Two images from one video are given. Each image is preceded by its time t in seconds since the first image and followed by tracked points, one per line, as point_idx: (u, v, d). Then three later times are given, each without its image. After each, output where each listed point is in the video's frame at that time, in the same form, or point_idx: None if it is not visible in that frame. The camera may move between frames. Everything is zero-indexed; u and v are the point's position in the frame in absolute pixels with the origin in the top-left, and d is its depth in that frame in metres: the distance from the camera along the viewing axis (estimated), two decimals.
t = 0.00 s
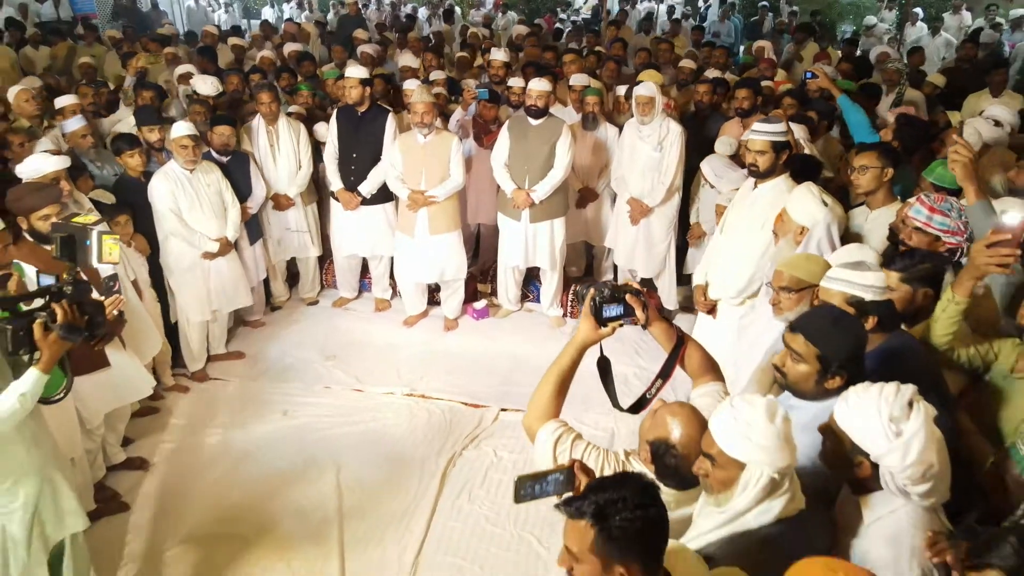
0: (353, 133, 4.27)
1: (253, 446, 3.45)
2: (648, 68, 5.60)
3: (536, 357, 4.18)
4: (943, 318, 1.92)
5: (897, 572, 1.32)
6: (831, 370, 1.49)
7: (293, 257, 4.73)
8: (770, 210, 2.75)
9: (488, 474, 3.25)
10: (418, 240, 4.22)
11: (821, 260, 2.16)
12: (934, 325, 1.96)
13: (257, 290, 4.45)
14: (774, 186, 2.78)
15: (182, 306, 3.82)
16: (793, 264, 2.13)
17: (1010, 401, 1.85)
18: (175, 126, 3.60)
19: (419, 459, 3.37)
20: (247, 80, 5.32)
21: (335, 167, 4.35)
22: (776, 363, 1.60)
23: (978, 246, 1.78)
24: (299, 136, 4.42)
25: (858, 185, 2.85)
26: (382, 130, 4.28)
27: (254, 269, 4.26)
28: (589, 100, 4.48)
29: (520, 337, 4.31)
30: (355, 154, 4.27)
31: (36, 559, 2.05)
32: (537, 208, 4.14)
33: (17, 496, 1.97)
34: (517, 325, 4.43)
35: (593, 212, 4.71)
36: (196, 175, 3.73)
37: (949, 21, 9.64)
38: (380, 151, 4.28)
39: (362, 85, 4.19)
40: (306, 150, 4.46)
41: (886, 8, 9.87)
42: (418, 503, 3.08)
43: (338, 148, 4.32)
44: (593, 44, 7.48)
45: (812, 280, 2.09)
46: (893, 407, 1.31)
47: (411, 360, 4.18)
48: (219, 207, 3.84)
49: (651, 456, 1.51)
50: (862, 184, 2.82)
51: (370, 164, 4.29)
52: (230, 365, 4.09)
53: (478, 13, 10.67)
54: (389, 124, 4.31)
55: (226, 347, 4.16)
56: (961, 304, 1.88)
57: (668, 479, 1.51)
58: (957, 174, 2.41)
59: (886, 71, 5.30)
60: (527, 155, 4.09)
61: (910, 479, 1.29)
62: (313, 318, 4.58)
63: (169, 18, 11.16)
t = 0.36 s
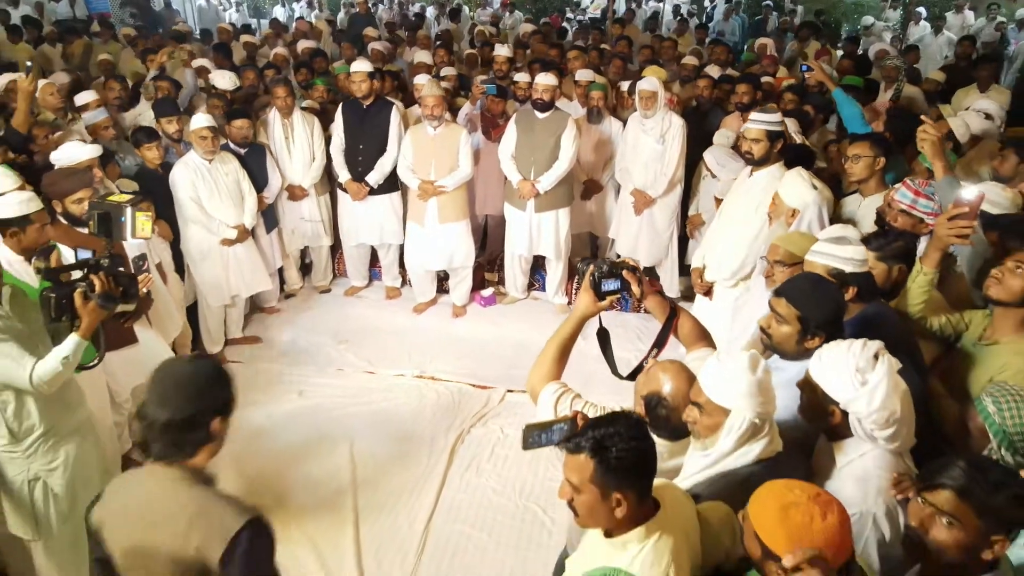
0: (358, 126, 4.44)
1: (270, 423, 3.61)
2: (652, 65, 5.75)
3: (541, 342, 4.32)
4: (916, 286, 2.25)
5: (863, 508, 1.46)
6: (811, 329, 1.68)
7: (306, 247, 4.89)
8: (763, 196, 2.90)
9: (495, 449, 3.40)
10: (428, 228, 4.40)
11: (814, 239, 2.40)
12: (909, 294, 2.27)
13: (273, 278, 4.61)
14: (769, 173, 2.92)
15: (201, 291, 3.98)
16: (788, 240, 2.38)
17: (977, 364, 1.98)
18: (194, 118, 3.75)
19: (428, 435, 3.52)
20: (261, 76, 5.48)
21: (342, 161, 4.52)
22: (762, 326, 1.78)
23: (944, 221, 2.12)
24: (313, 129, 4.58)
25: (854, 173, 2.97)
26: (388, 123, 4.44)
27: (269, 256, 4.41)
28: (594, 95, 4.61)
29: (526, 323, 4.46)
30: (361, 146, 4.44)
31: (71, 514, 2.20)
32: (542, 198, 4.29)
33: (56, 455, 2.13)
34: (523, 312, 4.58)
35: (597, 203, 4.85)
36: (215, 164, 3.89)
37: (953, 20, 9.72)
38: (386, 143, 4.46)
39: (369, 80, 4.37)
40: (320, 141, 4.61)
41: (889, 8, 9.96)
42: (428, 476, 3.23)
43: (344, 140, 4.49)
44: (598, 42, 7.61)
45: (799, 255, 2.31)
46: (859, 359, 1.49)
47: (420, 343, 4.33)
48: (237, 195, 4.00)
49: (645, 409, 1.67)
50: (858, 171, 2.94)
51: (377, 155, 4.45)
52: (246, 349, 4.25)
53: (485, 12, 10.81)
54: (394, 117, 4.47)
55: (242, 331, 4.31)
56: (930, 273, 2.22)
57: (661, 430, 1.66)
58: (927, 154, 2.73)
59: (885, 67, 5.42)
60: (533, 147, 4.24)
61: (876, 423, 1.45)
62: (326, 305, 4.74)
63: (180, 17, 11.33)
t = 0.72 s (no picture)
0: (365, 123, 4.55)
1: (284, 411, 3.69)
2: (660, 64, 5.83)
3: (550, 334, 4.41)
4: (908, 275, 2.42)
5: (856, 480, 1.53)
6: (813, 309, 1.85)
7: (320, 241, 4.99)
8: (766, 191, 2.99)
9: (504, 437, 3.49)
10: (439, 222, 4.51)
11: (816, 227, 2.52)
12: (903, 281, 2.45)
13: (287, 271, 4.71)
14: (774, 168, 3.00)
15: (218, 282, 4.08)
16: (794, 229, 2.47)
17: (970, 348, 2.16)
18: (210, 114, 3.85)
19: (439, 424, 3.61)
20: (276, 74, 5.59)
21: (351, 156, 4.62)
22: (760, 309, 1.95)
23: (932, 211, 2.30)
24: (327, 124, 4.68)
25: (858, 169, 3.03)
26: (394, 118, 4.56)
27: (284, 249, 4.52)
28: (604, 92, 4.69)
29: (535, 316, 4.54)
30: (369, 142, 4.56)
31: (101, 489, 2.28)
32: (551, 193, 4.38)
33: (87, 432, 2.23)
34: (532, 305, 4.67)
35: (606, 199, 4.93)
36: (232, 159, 3.99)
37: (962, 20, 9.74)
38: (393, 139, 4.58)
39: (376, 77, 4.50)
40: (334, 137, 4.72)
41: (898, 8, 9.98)
42: (439, 462, 3.31)
43: (351, 137, 4.60)
44: (607, 41, 7.68)
45: (796, 244, 2.44)
46: (852, 339, 1.57)
47: (431, 335, 4.42)
48: (253, 189, 4.10)
49: (650, 386, 1.77)
50: (863, 167, 3.00)
51: (384, 151, 4.58)
52: (262, 340, 4.35)
53: (495, 11, 10.89)
54: (400, 112, 4.58)
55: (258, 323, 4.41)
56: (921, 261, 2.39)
57: (663, 407, 1.76)
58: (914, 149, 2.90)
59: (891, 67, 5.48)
60: (543, 143, 4.32)
61: (868, 400, 1.54)
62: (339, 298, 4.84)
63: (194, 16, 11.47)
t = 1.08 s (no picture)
0: (375, 121, 4.60)
1: (298, 405, 3.73)
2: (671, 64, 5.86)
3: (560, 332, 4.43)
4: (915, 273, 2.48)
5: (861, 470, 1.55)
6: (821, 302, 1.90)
7: (333, 238, 5.04)
8: (777, 190, 3.02)
9: (515, 433, 3.52)
10: (451, 220, 4.54)
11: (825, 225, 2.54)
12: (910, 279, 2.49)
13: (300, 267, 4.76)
14: (785, 167, 3.02)
15: (232, 277, 4.13)
16: (802, 227, 2.50)
17: (977, 345, 2.18)
18: (223, 112, 3.90)
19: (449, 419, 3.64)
20: (290, 74, 5.65)
21: (361, 154, 4.67)
22: (769, 303, 2.00)
23: (933, 211, 2.39)
24: (341, 123, 4.74)
25: (868, 169, 3.05)
26: (403, 116, 4.63)
27: (297, 245, 4.57)
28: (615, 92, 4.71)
29: (545, 314, 4.57)
30: (380, 140, 4.62)
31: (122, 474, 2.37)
32: (562, 192, 4.40)
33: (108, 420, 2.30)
34: (543, 302, 4.71)
35: (617, 198, 4.95)
36: (246, 157, 4.04)
37: (978, 20, 9.67)
38: (403, 136, 4.65)
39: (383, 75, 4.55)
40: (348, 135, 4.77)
41: (913, 8, 9.91)
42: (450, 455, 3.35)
43: (361, 136, 4.64)
44: (620, 41, 7.70)
45: (804, 242, 2.46)
46: (865, 334, 1.61)
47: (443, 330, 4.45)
48: (266, 187, 4.15)
49: (657, 377, 1.80)
50: (872, 167, 3.02)
51: (395, 147, 4.64)
52: (274, 335, 4.40)
53: (507, 11, 10.91)
54: (408, 109, 4.64)
55: (271, 318, 4.45)
56: (925, 259, 2.45)
57: (671, 398, 1.79)
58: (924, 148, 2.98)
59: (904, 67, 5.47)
60: (554, 142, 4.36)
61: (877, 393, 1.57)
62: (352, 295, 4.89)
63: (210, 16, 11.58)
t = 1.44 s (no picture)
0: (389, 120, 4.60)
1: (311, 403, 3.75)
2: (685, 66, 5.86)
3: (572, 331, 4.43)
4: (936, 268, 2.52)
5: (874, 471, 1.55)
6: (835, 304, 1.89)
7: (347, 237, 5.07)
8: (791, 191, 3.00)
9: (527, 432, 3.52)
10: (463, 219, 4.55)
11: (841, 227, 2.52)
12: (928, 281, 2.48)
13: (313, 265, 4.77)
14: (799, 168, 3.02)
15: (245, 275, 4.16)
16: (817, 229, 2.49)
17: (995, 348, 2.16)
18: (235, 112, 3.92)
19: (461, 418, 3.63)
20: (306, 74, 5.70)
21: (375, 153, 4.69)
22: (783, 304, 1.99)
23: (949, 211, 2.40)
24: (355, 123, 4.76)
25: (884, 170, 3.03)
26: (417, 116, 4.65)
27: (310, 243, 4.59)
28: (628, 93, 4.71)
29: (557, 314, 4.57)
30: (394, 139, 4.63)
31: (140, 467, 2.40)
32: (574, 192, 4.40)
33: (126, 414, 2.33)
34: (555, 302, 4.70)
35: (630, 198, 4.94)
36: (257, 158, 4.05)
37: (996, 21, 9.57)
38: (418, 136, 4.67)
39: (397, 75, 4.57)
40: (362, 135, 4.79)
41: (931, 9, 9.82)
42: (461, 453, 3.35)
43: (375, 136, 4.65)
44: (633, 42, 7.69)
45: (820, 243, 2.45)
46: (880, 334, 1.60)
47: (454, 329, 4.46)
48: (277, 186, 4.16)
49: (666, 376, 1.80)
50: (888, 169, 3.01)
51: (409, 147, 4.66)
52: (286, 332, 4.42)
53: (522, 12, 10.92)
54: (422, 109, 4.67)
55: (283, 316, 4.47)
56: (945, 259, 2.50)
57: (682, 398, 1.79)
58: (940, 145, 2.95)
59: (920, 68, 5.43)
60: (567, 142, 4.36)
61: (890, 393, 1.56)
62: (364, 294, 4.91)
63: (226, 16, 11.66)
